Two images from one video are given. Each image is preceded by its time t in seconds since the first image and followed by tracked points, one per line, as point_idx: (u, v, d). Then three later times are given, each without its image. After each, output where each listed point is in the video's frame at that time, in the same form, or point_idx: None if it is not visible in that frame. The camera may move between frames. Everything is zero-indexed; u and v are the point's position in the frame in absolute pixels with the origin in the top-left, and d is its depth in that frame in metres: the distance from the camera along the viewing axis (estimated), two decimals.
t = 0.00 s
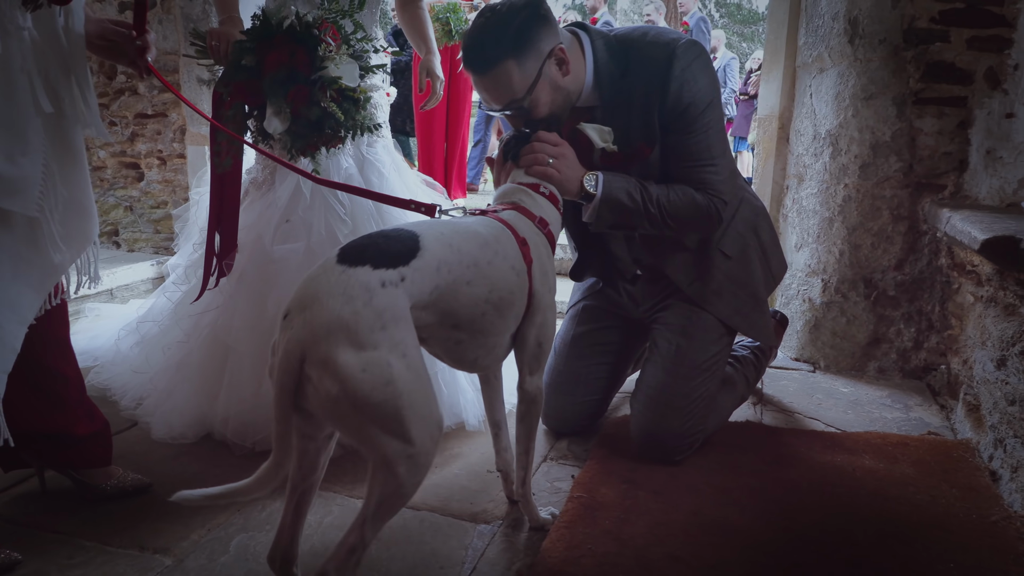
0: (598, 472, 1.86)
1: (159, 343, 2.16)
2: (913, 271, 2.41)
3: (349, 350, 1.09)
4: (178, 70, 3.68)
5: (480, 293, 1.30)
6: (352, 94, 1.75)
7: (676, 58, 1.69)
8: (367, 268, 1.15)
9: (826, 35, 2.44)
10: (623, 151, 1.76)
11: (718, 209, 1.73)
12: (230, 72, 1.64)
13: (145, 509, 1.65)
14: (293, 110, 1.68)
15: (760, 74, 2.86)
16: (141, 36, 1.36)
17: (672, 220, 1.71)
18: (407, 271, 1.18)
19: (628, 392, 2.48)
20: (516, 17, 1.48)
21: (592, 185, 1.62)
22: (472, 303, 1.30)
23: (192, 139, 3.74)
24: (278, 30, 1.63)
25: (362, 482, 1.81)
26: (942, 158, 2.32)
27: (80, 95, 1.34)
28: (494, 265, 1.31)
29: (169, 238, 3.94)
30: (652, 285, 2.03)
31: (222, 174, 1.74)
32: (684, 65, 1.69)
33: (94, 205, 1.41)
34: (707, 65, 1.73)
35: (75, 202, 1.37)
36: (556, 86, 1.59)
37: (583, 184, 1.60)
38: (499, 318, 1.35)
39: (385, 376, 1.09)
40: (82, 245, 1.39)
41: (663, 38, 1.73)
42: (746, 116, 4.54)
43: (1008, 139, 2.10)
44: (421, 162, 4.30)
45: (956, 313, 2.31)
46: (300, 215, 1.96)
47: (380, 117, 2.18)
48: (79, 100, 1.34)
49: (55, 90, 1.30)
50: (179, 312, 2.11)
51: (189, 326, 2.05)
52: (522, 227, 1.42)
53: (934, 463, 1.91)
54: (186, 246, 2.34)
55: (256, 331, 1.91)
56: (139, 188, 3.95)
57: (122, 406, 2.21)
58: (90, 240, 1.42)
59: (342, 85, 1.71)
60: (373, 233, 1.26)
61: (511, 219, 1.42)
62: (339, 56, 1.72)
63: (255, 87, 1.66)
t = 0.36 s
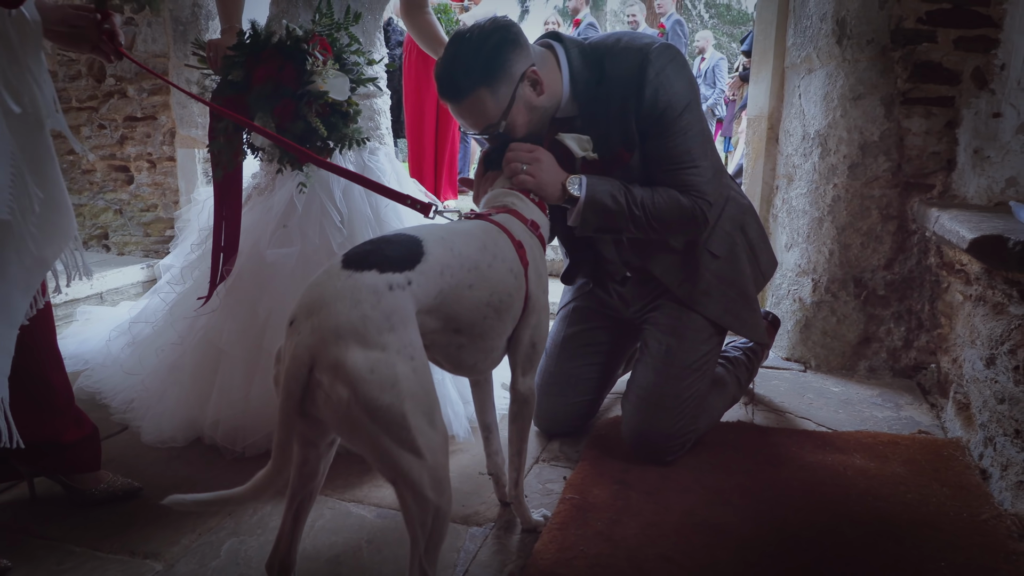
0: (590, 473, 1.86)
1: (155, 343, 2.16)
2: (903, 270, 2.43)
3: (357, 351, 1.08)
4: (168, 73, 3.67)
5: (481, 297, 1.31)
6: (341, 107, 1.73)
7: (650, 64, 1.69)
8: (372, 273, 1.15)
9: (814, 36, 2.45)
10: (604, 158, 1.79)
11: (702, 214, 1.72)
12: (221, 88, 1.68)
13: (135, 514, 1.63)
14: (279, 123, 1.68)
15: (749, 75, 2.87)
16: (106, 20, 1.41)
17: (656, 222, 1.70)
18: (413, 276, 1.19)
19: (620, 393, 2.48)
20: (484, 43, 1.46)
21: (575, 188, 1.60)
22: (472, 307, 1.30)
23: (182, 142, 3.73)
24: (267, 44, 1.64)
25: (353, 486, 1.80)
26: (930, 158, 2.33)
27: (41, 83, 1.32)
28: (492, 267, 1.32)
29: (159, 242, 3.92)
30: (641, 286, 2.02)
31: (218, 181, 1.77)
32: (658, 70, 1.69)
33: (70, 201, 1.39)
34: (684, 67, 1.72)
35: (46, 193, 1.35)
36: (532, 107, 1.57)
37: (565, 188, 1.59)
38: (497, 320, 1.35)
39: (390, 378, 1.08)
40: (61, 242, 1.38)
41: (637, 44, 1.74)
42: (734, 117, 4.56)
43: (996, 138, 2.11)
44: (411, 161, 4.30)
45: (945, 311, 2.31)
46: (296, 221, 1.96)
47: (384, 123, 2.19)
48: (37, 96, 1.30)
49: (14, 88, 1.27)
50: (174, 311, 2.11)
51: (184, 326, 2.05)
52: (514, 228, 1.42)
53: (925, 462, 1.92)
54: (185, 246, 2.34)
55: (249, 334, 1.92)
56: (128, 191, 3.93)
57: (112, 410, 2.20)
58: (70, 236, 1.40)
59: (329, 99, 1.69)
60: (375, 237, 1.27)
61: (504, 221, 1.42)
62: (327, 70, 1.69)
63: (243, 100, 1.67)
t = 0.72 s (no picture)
0: (586, 475, 1.86)
1: (155, 339, 2.15)
2: (898, 272, 2.43)
3: (365, 352, 1.08)
4: (162, 74, 3.66)
5: (484, 297, 1.31)
6: (330, 119, 1.72)
7: (631, 66, 1.70)
8: (379, 273, 1.15)
9: (810, 37, 2.46)
10: (590, 160, 1.76)
11: (691, 213, 1.71)
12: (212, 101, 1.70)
13: (131, 516, 1.63)
14: (266, 135, 1.68)
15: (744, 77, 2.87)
16: None
17: (646, 222, 1.70)
18: (419, 277, 1.18)
19: (615, 394, 2.48)
20: (463, 54, 1.48)
21: (562, 190, 1.61)
22: (476, 307, 1.30)
23: (177, 143, 3.72)
24: (255, 57, 1.65)
25: (348, 488, 1.79)
26: (925, 159, 2.34)
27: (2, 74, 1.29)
28: (496, 269, 1.32)
29: (154, 243, 3.91)
30: (635, 288, 2.03)
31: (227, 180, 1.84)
32: (640, 70, 1.69)
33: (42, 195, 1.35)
34: (665, 67, 1.73)
35: (14, 183, 1.31)
36: (514, 114, 1.57)
37: (553, 190, 1.59)
38: (500, 320, 1.36)
39: (399, 380, 1.08)
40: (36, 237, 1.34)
41: (618, 46, 1.75)
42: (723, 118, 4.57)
43: (990, 140, 2.10)
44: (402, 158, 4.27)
45: (940, 313, 2.31)
46: (302, 221, 1.99)
47: (391, 122, 2.19)
48: None
49: None
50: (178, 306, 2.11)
51: (184, 325, 2.05)
52: (508, 228, 1.42)
53: (920, 464, 1.92)
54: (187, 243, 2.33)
55: (253, 334, 1.91)
56: (123, 192, 3.92)
57: (107, 412, 2.19)
58: (45, 231, 1.36)
59: (317, 110, 1.68)
60: (380, 238, 1.27)
61: (499, 221, 1.42)
62: (315, 82, 1.66)
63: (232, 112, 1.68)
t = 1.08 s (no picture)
0: (583, 477, 1.86)
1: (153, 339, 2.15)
2: (895, 273, 2.43)
3: (370, 356, 1.09)
4: (161, 75, 3.66)
5: (482, 300, 1.32)
6: (322, 124, 1.73)
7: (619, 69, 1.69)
8: (381, 277, 1.16)
9: (807, 39, 2.46)
10: (581, 164, 1.79)
11: (684, 214, 1.69)
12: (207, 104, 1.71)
13: (128, 517, 1.63)
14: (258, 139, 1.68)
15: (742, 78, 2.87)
16: None
17: (643, 227, 1.68)
18: (422, 280, 1.20)
19: (613, 396, 2.48)
20: (455, 57, 1.49)
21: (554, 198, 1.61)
22: (474, 309, 1.31)
23: (175, 144, 3.71)
24: (251, 61, 1.65)
25: (346, 489, 1.79)
26: (922, 161, 2.34)
27: None
28: (492, 271, 1.33)
29: (152, 244, 3.91)
30: (631, 290, 2.01)
31: (229, 175, 1.84)
32: (628, 73, 1.69)
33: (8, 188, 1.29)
34: (654, 69, 1.72)
35: None
36: (504, 117, 1.57)
37: (543, 200, 1.61)
38: (496, 321, 1.37)
39: (405, 383, 1.09)
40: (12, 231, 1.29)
41: (605, 51, 1.74)
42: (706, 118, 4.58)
43: (987, 142, 2.11)
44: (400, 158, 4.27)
45: (938, 314, 2.31)
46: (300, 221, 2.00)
47: (393, 125, 2.19)
48: None
49: None
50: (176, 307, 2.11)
51: (183, 325, 2.05)
52: (499, 231, 1.44)
53: (917, 465, 1.92)
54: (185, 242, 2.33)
55: (252, 334, 1.91)
56: (121, 193, 3.92)
57: (105, 413, 2.18)
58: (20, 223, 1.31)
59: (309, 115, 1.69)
60: (380, 243, 1.27)
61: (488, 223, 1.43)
62: (309, 87, 1.67)
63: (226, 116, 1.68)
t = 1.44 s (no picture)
0: (583, 480, 1.85)
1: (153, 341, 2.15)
2: (894, 276, 2.43)
3: (377, 357, 1.10)
4: (161, 78, 3.67)
5: (478, 302, 1.32)
6: (314, 123, 1.74)
7: (611, 67, 1.69)
8: (386, 279, 1.16)
9: (806, 42, 2.46)
10: (572, 161, 1.80)
11: (670, 211, 1.69)
12: (206, 105, 1.71)
13: (128, 520, 1.63)
14: (252, 140, 1.69)
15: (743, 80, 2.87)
16: None
17: (627, 222, 1.66)
18: (425, 284, 1.20)
19: (612, 398, 2.48)
20: (451, 47, 1.50)
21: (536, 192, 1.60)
22: (473, 313, 1.31)
23: (175, 147, 3.70)
24: (247, 62, 1.65)
25: (345, 492, 1.79)
26: (922, 164, 2.34)
27: None
28: (486, 273, 1.34)
29: (152, 246, 3.91)
30: (630, 292, 2.02)
31: (223, 176, 1.85)
32: (620, 71, 1.69)
33: None
34: (648, 67, 1.72)
35: None
36: (499, 110, 1.58)
37: (525, 194, 1.60)
38: (491, 321, 1.38)
39: (411, 384, 1.10)
40: None
41: (599, 50, 1.74)
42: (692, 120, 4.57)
43: (987, 145, 2.11)
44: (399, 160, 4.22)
45: (937, 317, 2.31)
46: (299, 223, 1.99)
47: (399, 130, 2.18)
48: None
49: None
50: (177, 308, 2.12)
51: (184, 327, 2.06)
52: (486, 232, 1.46)
53: (917, 468, 1.92)
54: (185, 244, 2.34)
55: (251, 335, 1.91)
56: (122, 195, 3.92)
57: (106, 414, 2.18)
58: None
59: (301, 115, 1.70)
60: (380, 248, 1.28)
61: (474, 225, 1.46)
62: (304, 89, 1.69)
63: (223, 116, 1.68)
